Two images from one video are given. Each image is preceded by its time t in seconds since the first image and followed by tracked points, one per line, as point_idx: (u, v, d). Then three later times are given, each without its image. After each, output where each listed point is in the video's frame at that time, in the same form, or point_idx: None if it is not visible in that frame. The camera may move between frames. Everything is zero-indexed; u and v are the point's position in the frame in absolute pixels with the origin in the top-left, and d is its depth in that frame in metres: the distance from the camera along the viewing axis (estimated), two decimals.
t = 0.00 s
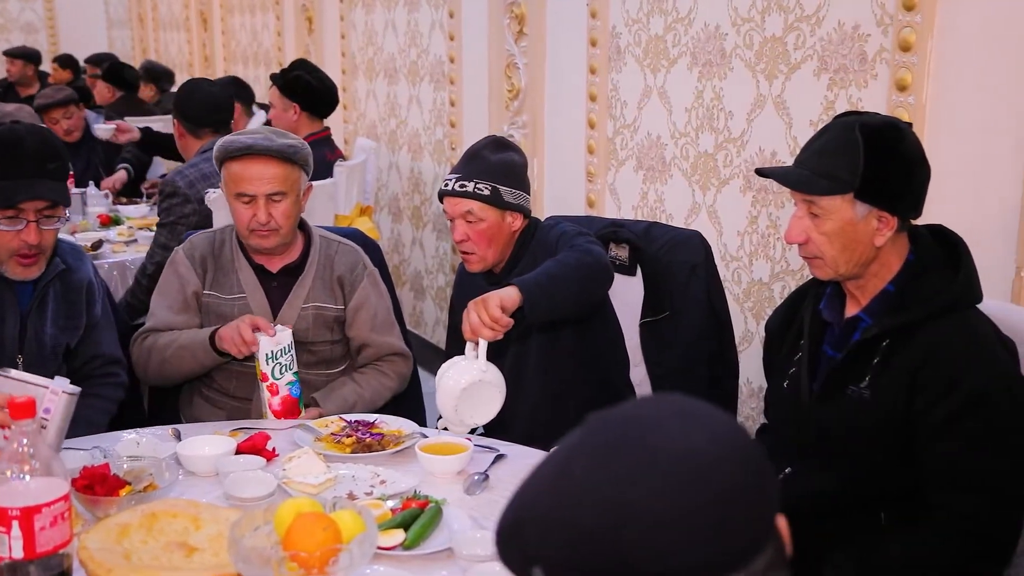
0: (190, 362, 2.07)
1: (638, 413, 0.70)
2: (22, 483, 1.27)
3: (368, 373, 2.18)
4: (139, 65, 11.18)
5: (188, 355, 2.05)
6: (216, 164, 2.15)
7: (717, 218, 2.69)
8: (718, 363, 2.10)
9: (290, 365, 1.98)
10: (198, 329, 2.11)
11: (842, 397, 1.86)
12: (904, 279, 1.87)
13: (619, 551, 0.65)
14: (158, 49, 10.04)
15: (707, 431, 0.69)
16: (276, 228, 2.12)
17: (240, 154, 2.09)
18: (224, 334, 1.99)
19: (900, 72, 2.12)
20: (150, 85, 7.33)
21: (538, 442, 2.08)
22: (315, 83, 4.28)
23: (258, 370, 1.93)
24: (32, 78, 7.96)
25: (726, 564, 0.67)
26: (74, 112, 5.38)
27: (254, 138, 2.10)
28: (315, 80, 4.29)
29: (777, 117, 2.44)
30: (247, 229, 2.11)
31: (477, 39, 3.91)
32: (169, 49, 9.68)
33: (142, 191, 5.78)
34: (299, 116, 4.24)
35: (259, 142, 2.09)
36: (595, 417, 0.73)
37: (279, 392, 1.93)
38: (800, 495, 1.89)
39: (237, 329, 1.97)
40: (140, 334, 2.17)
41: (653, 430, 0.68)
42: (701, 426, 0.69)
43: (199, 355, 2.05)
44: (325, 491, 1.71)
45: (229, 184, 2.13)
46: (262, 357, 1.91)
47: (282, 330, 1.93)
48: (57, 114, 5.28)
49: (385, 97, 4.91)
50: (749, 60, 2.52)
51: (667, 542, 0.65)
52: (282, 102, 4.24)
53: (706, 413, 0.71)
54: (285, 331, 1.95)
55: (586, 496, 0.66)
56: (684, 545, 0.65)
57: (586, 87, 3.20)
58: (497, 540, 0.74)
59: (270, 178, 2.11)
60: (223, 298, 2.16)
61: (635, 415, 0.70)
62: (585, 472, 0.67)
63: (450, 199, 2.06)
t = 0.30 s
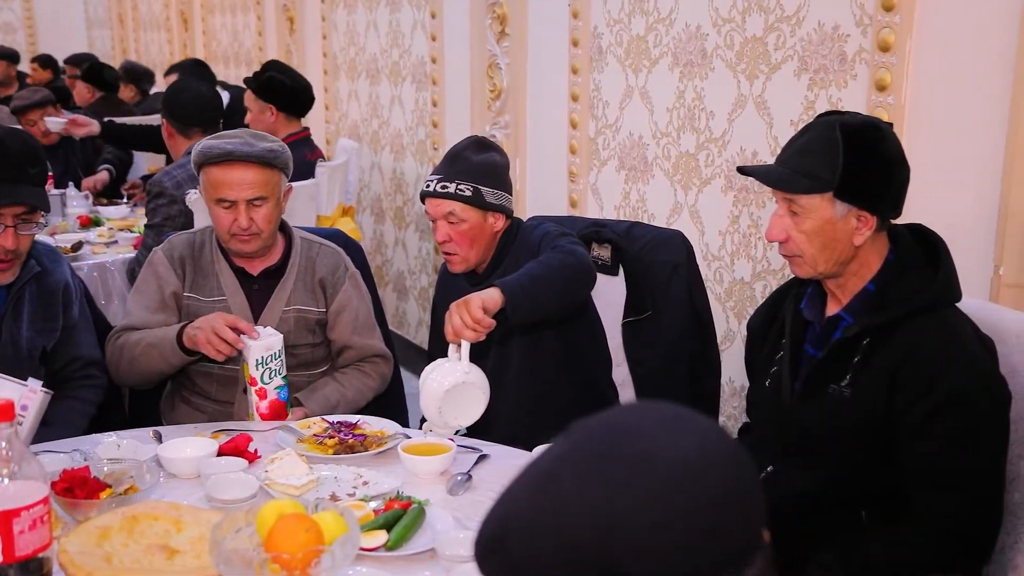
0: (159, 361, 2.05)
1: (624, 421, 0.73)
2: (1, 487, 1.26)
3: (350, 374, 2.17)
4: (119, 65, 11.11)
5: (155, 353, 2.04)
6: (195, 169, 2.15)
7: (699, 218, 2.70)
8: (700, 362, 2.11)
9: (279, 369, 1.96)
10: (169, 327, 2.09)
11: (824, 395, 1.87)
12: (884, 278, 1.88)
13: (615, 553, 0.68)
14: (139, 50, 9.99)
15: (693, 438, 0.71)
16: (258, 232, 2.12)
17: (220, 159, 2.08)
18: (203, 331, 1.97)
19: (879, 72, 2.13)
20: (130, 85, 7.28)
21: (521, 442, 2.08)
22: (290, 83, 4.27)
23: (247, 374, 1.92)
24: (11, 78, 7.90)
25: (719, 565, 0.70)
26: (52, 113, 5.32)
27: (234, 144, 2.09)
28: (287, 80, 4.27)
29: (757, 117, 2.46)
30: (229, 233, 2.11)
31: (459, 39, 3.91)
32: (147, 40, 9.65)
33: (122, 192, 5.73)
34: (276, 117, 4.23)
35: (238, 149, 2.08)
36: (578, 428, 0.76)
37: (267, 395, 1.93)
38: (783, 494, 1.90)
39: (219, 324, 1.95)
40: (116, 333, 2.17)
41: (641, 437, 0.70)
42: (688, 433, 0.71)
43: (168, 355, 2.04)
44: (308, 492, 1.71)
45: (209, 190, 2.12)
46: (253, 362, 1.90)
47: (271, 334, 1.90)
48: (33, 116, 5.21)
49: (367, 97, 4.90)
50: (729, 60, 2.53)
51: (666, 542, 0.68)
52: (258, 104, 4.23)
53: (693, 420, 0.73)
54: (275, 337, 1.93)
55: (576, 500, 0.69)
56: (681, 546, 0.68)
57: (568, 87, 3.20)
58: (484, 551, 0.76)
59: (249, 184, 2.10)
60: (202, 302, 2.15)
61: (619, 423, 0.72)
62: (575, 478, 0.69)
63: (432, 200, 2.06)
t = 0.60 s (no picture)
0: (131, 354, 2.04)
1: (596, 432, 0.74)
2: None
3: (333, 375, 2.17)
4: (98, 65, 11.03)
5: (127, 346, 2.03)
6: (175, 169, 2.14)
7: (680, 217, 2.71)
8: (682, 362, 2.11)
9: (254, 379, 1.95)
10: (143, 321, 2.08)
11: (806, 393, 1.87)
12: (864, 278, 1.89)
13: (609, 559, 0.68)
14: (119, 49, 9.93)
15: (666, 447, 0.73)
16: (238, 233, 2.11)
17: (201, 159, 2.07)
18: (181, 327, 1.97)
19: (859, 73, 2.15)
20: (109, 85, 7.25)
21: (502, 443, 2.09)
22: (272, 83, 4.25)
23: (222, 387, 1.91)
24: None
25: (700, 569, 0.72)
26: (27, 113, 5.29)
27: (214, 144, 2.08)
28: (269, 80, 4.26)
29: (738, 118, 2.47)
30: (209, 234, 2.10)
31: (441, 39, 3.91)
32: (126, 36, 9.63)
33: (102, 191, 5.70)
34: (257, 117, 4.22)
35: (220, 149, 2.08)
36: (549, 439, 0.77)
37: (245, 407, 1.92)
38: (765, 493, 1.91)
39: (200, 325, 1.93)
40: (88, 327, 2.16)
41: (617, 446, 0.72)
42: (661, 441, 0.74)
43: (139, 348, 2.03)
44: (289, 493, 1.70)
45: (190, 189, 2.11)
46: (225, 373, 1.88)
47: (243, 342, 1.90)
48: (10, 115, 5.18)
49: (349, 97, 4.89)
50: (710, 60, 2.54)
51: (654, 545, 0.69)
52: (240, 104, 4.21)
53: (665, 429, 0.76)
54: (248, 345, 1.92)
55: (562, 506, 0.69)
56: (668, 550, 0.70)
57: (550, 87, 3.21)
58: (458, 561, 0.75)
59: (230, 184, 2.09)
60: (185, 301, 2.14)
61: (591, 433, 0.74)
62: (557, 484, 0.70)
63: (413, 199, 2.06)
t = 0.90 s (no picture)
0: (104, 346, 2.00)
1: (564, 434, 0.73)
2: None
3: (314, 376, 2.16)
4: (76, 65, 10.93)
5: (103, 335, 1.99)
6: (153, 168, 2.12)
7: (662, 217, 2.72)
8: (664, 362, 2.12)
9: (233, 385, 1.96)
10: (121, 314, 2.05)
11: (786, 391, 1.88)
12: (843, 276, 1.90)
13: (586, 565, 0.69)
14: (98, 50, 9.86)
15: (636, 448, 0.73)
16: (216, 232, 2.10)
17: (178, 157, 2.06)
18: (163, 326, 1.93)
19: (838, 73, 2.16)
20: (88, 85, 7.22)
21: (484, 443, 2.09)
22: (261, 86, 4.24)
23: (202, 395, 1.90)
24: None
25: (673, 568, 0.73)
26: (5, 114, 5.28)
27: (191, 141, 2.07)
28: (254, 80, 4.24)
29: (719, 117, 2.48)
30: (187, 233, 2.08)
31: (422, 39, 3.91)
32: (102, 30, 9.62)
33: (83, 192, 5.67)
34: (241, 118, 4.20)
35: (197, 147, 2.06)
36: (519, 442, 0.77)
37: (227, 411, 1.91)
38: (746, 490, 1.92)
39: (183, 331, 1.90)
40: (59, 308, 2.11)
41: (587, 449, 0.72)
42: (631, 443, 0.73)
43: (114, 341, 1.99)
44: (271, 495, 1.70)
45: (167, 188, 2.09)
46: (203, 381, 1.87)
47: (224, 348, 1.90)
48: None
49: (330, 98, 4.87)
50: (691, 60, 2.55)
51: (624, 546, 0.70)
52: (224, 103, 4.18)
53: (635, 429, 0.75)
54: (222, 351, 1.90)
55: (535, 512, 0.69)
56: (647, 553, 0.70)
57: (531, 87, 3.21)
58: (435, 561, 0.76)
59: (208, 182, 2.08)
60: (165, 301, 2.13)
61: (559, 436, 0.73)
62: (528, 490, 0.70)
63: (392, 199, 2.06)
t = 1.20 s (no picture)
0: (82, 351, 1.98)
1: (544, 435, 0.74)
2: None
3: (294, 376, 2.15)
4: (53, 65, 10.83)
5: (81, 342, 1.97)
6: (127, 168, 2.11)
7: (642, 216, 2.73)
8: (644, 361, 2.13)
9: (211, 386, 1.94)
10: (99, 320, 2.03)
11: (764, 390, 1.89)
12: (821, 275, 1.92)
13: (566, 567, 0.69)
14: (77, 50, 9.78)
15: (614, 449, 0.74)
16: (192, 232, 2.09)
17: (151, 157, 2.05)
18: (133, 333, 1.91)
19: (816, 73, 2.18)
20: (65, 86, 7.18)
21: (466, 443, 2.09)
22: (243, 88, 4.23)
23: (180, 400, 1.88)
24: None
25: (654, 569, 0.73)
26: None
27: (165, 141, 2.05)
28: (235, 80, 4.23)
29: (699, 117, 2.49)
30: (162, 233, 2.07)
31: (402, 39, 3.90)
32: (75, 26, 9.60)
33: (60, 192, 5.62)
34: (223, 118, 4.19)
35: (170, 146, 2.05)
36: (498, 443, 0.78)
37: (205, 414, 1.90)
38: (726, 488, 1.93)
39: (147, 344, 1.88)
40: (34, 312, 2.09)
41: (566, 451, 0.72)
42: (609, 445, 0.74)
43: (92, 347, 1.96)
44: (250, 497, 1.69)
45: (142, 188, 2.08)
46: (182, 388, 1.85)
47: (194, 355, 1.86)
48: None
49: (310, 98, 4.86)
50: (670, 60, 2.56)
51: (605, 547, 0.70)
52: (205, 103, 4.16)
53: (614, 432, 0.76)
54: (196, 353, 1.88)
55: (515, 514, 0.70)
56: (628, 556, 0.71)
57: (511, 87, 3.21)
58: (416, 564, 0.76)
59: (183, 182, 2.07)
60: (144, 301, 2.12)
61: (538, 438, 0.74)
62: (506, 492, 0.71)
63: (370, 199, 2.06)
